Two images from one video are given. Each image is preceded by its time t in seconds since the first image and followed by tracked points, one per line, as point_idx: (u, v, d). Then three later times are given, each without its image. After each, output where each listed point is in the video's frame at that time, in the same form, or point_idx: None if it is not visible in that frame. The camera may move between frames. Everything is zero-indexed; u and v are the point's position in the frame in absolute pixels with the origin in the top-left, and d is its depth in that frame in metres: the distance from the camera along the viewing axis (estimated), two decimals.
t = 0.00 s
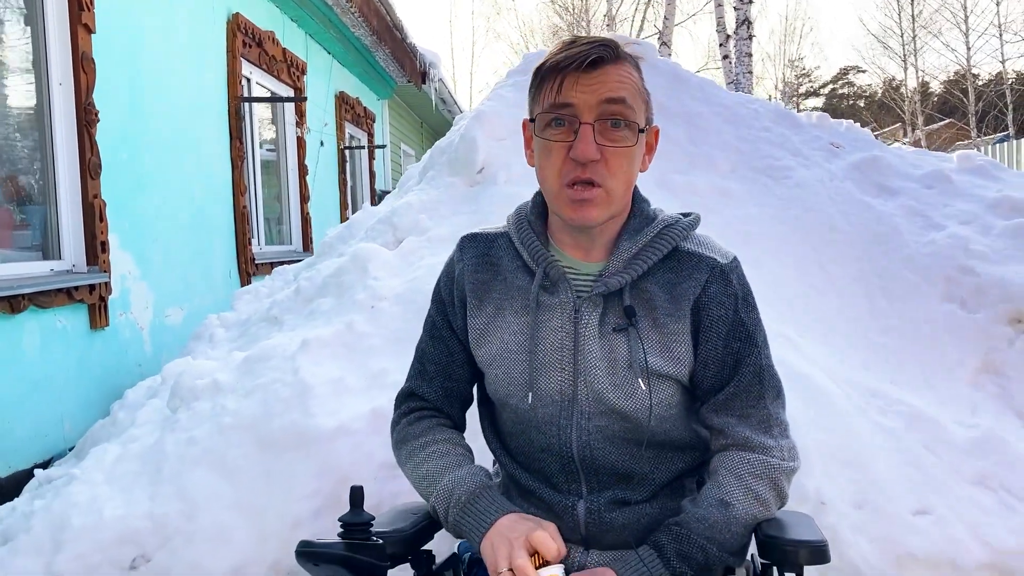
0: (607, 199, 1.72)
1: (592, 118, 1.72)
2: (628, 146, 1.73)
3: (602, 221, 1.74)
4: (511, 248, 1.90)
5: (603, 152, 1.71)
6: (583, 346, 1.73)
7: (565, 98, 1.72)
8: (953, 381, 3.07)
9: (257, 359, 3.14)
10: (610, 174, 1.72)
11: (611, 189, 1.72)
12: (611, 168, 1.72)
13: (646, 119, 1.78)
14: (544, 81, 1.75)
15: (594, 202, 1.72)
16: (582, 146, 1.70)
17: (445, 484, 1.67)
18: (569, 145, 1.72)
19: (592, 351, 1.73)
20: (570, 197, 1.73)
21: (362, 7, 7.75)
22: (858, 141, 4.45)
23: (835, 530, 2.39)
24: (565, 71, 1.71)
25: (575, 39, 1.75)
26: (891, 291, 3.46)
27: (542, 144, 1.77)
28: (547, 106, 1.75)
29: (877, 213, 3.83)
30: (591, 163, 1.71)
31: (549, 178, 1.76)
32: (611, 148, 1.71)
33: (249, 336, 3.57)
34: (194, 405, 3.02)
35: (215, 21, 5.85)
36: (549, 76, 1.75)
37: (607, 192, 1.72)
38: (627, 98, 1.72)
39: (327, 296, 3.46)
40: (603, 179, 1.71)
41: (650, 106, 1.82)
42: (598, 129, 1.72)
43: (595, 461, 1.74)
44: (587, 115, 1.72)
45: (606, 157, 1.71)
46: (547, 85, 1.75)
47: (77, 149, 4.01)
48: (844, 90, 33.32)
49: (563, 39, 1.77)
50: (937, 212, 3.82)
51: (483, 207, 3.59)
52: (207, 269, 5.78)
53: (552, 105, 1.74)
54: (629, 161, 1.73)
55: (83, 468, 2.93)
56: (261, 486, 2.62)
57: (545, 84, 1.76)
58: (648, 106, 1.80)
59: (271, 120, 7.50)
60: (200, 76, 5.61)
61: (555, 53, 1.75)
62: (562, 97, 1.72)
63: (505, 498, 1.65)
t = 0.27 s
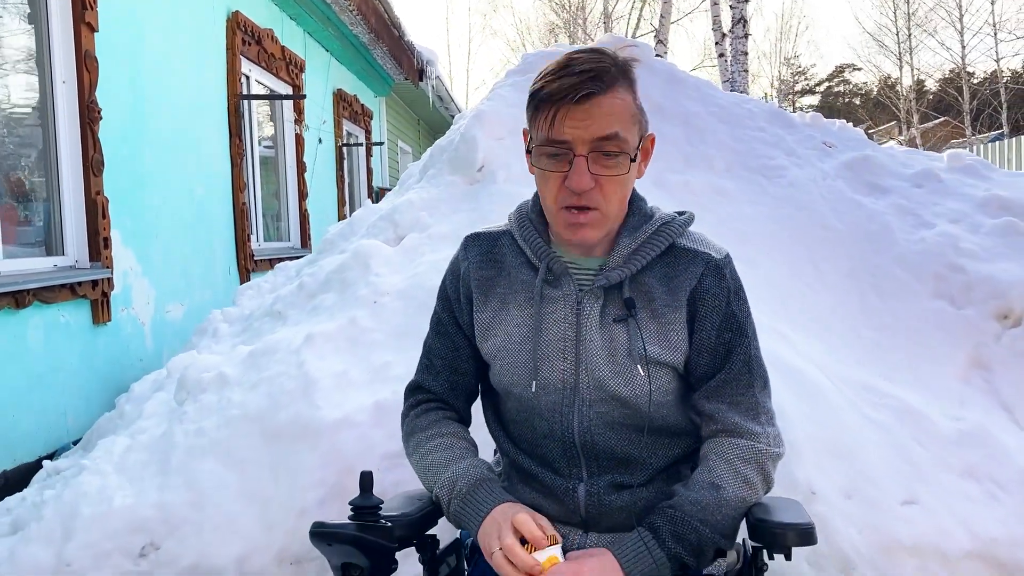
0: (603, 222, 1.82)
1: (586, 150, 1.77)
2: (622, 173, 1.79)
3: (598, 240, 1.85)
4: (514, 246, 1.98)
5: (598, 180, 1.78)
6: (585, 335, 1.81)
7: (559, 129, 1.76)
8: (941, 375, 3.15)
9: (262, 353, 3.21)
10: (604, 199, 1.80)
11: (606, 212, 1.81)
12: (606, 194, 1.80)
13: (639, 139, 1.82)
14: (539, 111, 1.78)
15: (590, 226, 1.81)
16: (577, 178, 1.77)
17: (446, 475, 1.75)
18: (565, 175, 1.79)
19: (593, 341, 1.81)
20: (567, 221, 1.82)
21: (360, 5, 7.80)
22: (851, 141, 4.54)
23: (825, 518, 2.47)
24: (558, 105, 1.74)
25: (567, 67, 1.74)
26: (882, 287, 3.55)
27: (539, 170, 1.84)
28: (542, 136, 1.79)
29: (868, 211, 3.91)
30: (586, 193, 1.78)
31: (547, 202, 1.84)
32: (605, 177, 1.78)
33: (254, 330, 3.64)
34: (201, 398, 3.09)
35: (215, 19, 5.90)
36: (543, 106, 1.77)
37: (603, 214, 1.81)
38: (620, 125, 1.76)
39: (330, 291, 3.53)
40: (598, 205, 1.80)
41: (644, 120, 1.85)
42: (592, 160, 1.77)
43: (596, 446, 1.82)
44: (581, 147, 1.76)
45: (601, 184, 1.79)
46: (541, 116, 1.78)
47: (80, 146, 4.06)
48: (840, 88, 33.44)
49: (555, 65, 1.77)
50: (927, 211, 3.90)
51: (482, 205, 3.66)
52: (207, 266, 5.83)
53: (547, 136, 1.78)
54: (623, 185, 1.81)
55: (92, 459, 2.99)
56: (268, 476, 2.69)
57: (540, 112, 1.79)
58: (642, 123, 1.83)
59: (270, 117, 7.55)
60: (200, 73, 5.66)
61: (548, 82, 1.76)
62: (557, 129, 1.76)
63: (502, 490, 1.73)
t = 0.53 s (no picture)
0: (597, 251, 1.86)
1: (573, 203, 1.76)
2: (611, 215, 1.80)
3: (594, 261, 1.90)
4: (522, 238, 2.02)
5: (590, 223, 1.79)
6: (590, 326, 1.87)
7: (546, 184, 1.76)
8: (932, 365, 3.21)
9: (266, 343, 3.27)
10: (598, 234, 1.82)
11: (600, 242, 1.85)
12: (599, 230, 1.82)
13: (627, 174, 1.80)
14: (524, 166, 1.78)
15: (585, 253, 1.86)
16: (566, 228, 1.79)
17: (435, 428, 1.82)
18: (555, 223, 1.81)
19: (597, 331, 1.87)
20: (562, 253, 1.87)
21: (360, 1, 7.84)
22: (846, 137, 4.60)
23: (817, 503, 2.54)
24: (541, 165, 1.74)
25: (547, 125, 1.72)
26: (875, 280, 3.61)
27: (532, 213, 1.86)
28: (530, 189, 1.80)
29: (861, 205, 3.98)
30: (577, 237, 1.81)
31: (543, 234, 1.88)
32: (596, 222, 1.79)
33: (257, 321, 3.69)
34: (206, 386, 3.14)
35: (216, 15, 5.94)
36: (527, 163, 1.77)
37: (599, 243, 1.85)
38: (604, 176, 1.74)
39: (333, 283, 3.59)
40: (592, 240, 1.83)
41: (635, 147, 1.81)
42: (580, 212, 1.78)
43: (598, 431, 1.88)
44: (568, 201, 1.76)
45: (592, 226, 1.80)
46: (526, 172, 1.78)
47: (83, 140, 4.10)
48: (837, 86, 33.53)
49: (536, 119, 1.74)
50: (920, 206, 3.96)
51: (483, 198, 3.72)
52: (208, 260, 5.88)
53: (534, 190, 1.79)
54: (614, 220, 1.82)
55: (99, 446, 3.04)
56: (273, 461, 2.75)
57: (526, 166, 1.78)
58: (630, 155, 1.80)
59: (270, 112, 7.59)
60: (202, 68, 5.70)
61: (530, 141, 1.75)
62: (542, 183, 1.77)
63: (485, 440, 1.79)
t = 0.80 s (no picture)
0: (598, 240, 1.88)
1: (578, 185, 1.80)
2: (615, 201, 1.83)
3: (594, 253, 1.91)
4: (524, 233, 2.07)
5: (592, 209, 1.82)
6: (589, 322, 1.91)
7: (553, 165, 1.80)
8: (927, 361, 3.26)
9: (270, 338, 3.31)
10: (599, 222, 1.84)
11: (601, 232, 1.87)
12: (601, 218, 1.84)
13: (632, 164, 1.84)
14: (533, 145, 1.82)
15: (586, 242, 1.88)
16: (569, 210, 1.81)
17: (430, 395, 1.87)
18: (559, 205, 1.84)
19: (597, 327, 1.91)
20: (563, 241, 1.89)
21: None
22: (843, 136, 4.64)
23: (812, 496, 2.58)
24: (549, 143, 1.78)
25: (557, 105, 1.76)
26: (871, 278, 3.65)
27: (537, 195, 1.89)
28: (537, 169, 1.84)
29: (858, 204, 4.02)
30: (579, 222, 1.83)
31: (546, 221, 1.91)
32: (599, 207, 1.82)
33: (260, 317, 3.73)
34: (211, 380, 3.19)
35: (218, 12, 5.97)
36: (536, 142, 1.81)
37: (599, 233, 1.87)
38: (611, 160, 1.78)
39: (336, 279, 3.63)
40: (593, 227, 1.85)
41: (641, 140, 1.85)
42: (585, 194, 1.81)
43: (595, 426, 1.92)
44: (573, 182, 1.80)
45: (594, 212, 1.83)
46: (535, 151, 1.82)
47: (87, 136, 4.13)
48: (837, 84, 33.54)
49: (548, 99, 1.79)
50: (916, 204, 4.00)
51: (484, 196, 3.76)
52: (210, 256, 5.92)
53: (541, 170, 1.83)
54: (617, 209, 1.85)
55: (105, 439, 3.08)
56: (277, 454, 2.79)
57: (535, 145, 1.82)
58: (636, 146, 1.84)
59: (271, 109, 7.62)
60: (204, 65, 5.74)
61: (540, 120, 1.79)
62: (549, 164, 1.80)
63: (479, 404, 1.85)
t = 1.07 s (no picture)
0: (611, 224, 1.90)
1: (596, 166, 1.81)
2: (630, 184, 1.85)
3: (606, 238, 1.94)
4: (528, 230, 2.07)
5: (608, 192, 1.85)
6: (595, 319, 1.93)
7: (571, 146, 1.81)
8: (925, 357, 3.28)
9: (274, 331, 3.34)
10: (613, 206, 1.87)
11: (615, 215, 1.89)
12: (615, 202, 1.87)
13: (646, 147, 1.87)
14: (550, 126, 1.83)
15: (599, 226, 1.90)
16: (586, 192, 1.83)
17: (438, 430, 1.74)
18: (574, 187, 1.85)
19: (601, 324, 1.93)
20: (577, 224, 1.90)
21: None
22: (844, 132, 4.66)
23: (809, 489, 2.61)
24: (569, 123, 1.79)
25: (577, 85, 1.78)
26: (870, 274, 3.67)
27: (550, 178, 1.90)
28: (553, 151, 1.84)
29: (858, 201, 4.04)
30: (595, 204, 1.85)
31: (559, 204, 1.92)
32: (615, 189, 1.84)
33: (264, 310, 3.76)
34: (215, 372, 3.22)
35: (222, 7, 6.00)
36: (554, 123, 1.82)
37: (611, 219, 1.90)
38: (628, 141, 1.81)
39: (339, 273, 3.66)
40: (607, 211, 1.87)
41: (653, 125, 1.89)
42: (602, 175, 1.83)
43: (597, 422, 1.94)
44: (591, 164, 1.81)
45: (610, 195, 1.85)
46: (553, 131, 1.83)
47: (92, 131, 4.17)
48: (841, 81, 33.46)
49: (566, 79, 1.80)
50: (915, 201, 4.02)
51: (486, 191, 3.79)
52: (214, 250, 5.96)
53: (558, 151, 1.84)
54: (631, 192, 1.87)
55: (110, 430, 3.12)
56: (281, 445, 2.83)
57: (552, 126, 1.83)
58: (649, 131, 1.87)
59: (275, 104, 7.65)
60: (207, 59, 5.76)
61: (559, 100, 1.80)
62: (567, 145, 1.81)
63: (489, 450, 1.69)
